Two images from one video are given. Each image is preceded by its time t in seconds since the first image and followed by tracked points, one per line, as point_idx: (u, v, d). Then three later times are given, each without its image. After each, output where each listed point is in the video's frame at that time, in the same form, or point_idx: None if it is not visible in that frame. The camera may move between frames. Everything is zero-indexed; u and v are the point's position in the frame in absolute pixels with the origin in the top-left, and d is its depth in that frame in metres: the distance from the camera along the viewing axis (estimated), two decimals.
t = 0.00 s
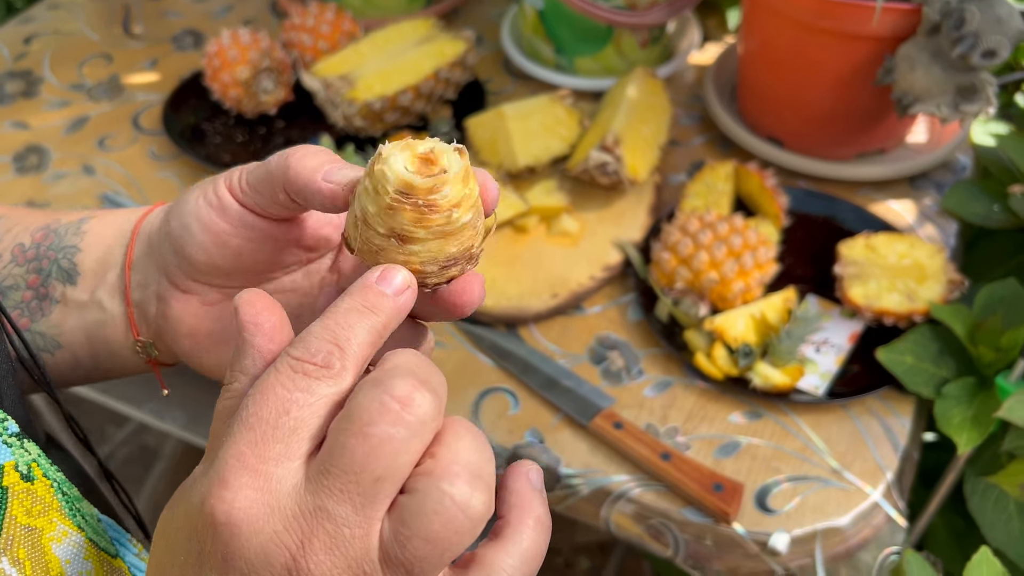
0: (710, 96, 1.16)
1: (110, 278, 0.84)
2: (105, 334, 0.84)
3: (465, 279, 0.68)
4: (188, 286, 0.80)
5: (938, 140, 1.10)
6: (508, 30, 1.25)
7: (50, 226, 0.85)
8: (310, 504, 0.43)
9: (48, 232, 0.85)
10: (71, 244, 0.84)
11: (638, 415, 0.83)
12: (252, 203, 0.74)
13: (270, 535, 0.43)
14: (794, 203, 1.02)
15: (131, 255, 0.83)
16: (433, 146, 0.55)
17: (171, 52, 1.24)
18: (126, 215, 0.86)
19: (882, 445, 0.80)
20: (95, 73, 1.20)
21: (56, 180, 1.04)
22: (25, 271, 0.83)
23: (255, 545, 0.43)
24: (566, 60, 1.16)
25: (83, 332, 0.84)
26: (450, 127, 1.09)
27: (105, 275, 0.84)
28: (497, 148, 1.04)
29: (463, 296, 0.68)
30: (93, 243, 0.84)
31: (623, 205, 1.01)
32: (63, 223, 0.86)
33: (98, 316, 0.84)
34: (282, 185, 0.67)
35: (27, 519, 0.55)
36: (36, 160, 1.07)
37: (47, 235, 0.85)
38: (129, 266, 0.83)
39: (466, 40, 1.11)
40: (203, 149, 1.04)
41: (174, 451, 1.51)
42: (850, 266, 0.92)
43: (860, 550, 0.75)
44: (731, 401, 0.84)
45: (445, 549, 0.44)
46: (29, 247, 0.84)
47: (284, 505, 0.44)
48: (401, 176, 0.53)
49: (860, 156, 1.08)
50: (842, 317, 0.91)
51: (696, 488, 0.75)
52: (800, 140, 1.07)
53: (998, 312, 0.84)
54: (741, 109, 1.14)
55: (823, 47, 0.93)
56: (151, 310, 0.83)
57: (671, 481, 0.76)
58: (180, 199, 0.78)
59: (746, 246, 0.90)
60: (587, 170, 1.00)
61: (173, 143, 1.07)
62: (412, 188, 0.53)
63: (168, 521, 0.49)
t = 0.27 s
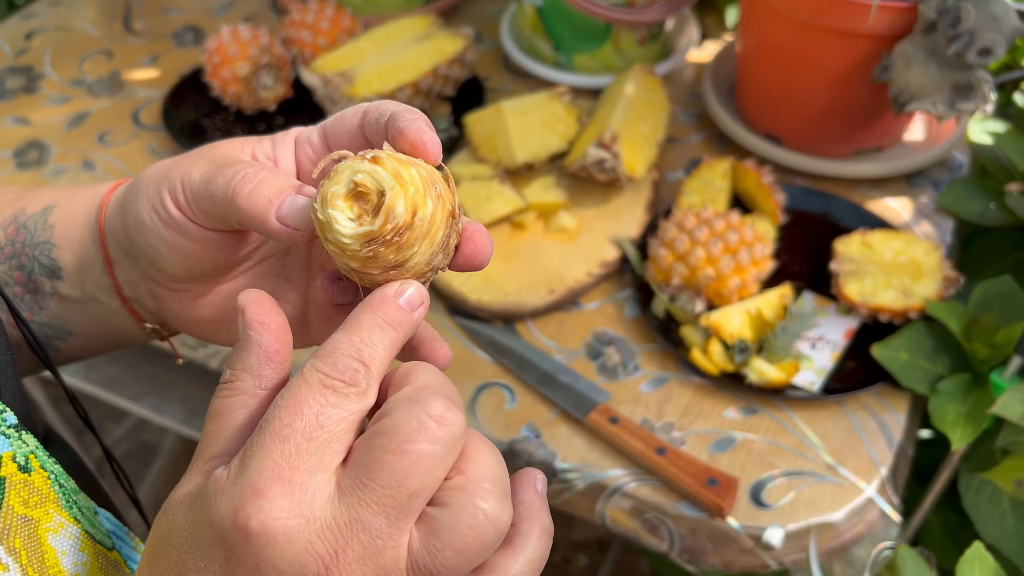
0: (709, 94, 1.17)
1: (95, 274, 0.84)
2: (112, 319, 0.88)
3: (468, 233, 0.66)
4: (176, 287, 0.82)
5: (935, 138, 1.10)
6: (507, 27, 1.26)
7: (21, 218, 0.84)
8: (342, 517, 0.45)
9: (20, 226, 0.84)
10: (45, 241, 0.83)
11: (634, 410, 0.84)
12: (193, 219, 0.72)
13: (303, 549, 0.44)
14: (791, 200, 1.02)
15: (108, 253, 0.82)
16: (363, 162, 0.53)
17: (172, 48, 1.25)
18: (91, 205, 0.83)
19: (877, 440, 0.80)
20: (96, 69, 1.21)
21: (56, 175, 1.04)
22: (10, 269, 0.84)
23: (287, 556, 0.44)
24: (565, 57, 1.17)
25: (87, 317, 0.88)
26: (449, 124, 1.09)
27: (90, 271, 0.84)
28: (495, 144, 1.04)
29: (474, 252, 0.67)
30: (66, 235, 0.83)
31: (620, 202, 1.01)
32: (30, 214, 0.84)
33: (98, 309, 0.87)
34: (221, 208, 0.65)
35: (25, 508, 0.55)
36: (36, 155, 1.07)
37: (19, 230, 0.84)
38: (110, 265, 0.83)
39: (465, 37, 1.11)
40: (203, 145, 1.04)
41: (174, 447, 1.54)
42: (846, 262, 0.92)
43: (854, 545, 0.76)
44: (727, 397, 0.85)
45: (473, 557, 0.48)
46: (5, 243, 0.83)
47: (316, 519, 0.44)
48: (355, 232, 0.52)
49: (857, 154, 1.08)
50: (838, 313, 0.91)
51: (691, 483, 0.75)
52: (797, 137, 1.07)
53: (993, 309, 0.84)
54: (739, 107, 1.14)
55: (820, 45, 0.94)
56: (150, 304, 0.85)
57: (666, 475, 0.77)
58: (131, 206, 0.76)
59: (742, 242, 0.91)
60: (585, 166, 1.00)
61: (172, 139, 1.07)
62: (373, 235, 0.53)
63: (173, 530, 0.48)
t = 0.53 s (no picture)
0: (710, 91, 1.17)
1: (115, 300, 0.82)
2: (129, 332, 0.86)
3: (509, 210, 0.72)
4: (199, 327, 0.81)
5: (937, 136, 1.11)
6: (509, 24, 1.26)
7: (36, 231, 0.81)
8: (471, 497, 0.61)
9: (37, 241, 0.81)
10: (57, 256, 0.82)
11: (634, 406, 0.84)
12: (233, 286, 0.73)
13: (446, 518, 0.58)
14: (792, 197, 1.02)
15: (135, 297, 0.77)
16: (455, 241, 0.59)
17: (175, 44, 1.25)
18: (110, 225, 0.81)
19: (876, 437, 0.80)
20: (99, 65, 1.21)
21: (59, 170, 1.05)
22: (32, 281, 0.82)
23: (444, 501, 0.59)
24: (567, 54, 1.17)
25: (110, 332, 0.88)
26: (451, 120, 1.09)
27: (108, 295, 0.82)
28: (497, 141, 1.04)
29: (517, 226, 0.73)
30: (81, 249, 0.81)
31: (622, 198, 1.01)
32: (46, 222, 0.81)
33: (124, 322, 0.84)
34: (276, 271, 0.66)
35: (37, 482, 0.55)
36: (40, 150, 1.08)
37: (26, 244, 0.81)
38: (151, 312, 0.78)
39: (467, 34, 1.12)
40: (205, 140, 1.04)
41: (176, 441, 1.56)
42: (846, 260, 0.92)
43: (852, 542, 0.76)
44: (727, 393, 0.85)
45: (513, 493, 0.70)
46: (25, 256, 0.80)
47: (460, 494, 0.60)
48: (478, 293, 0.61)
49: (858, 152, 1.08)
50: (839, 310, 0.92)
51: (691, 479, 0.75)
52: (799, 134, 1.07)
53: (994, 307, 0.84)
54: (740, 104, 1.14)
55: (822, 42, 0.94)
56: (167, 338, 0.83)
57: (666, 471, 0.77)
58: (159, 264, 0.73)
59: (744, 239, 0.91)
60: (587, 163, 1.00)
61: (175, 135, 1.08)
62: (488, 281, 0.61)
63: (302, 532, 0.51)
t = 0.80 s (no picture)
0: (714, 88, 1.17)
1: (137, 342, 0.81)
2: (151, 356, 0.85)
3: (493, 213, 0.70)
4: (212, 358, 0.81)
5: (939, 134, 1.11)
6: (513, 21, 1.26)
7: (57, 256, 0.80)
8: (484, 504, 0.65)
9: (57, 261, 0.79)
10: (72, 297, 0.80)
11: (635, 402, 0.84)
12: (272, 354, 0.74)
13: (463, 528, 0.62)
14: (795, 194, 1.02)
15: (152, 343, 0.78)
16: (502, 303, 0.61)
17: (181, 39, 1.26)
18: (122, 265, 0.78)
19: (876, 433, 0.81)
20: (105, 60, 1.22)
21: (65, 164, 1.06)
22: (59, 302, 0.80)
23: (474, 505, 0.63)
24: (571, 51, 1.17)
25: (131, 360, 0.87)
26: (455, 116, 1.10)
27: (129, 338, 0.81)
28: (501, 137, 1.05)
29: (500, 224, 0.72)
30: (92, 287, 0.79)
31: (625, 195, 1.02)
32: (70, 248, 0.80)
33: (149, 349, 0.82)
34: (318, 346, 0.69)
35: (55, 463, 0.55)
36: (46, 144, 1.08)
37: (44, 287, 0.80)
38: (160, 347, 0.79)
39: (472, 30, 1.12)
40: (211, 135, 1.05)
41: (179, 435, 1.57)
42: (848, 257, 0.93)
43: (852, 538, 0.76)
44: (728, 389, 0.85)
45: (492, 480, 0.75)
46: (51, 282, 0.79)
47: (481, 500, 0.64)
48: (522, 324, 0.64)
49: (860, 150, 1.08)
50: (840, 308, 0.92)
51: (692, 474, 0.76)
52: (801, 132, 1.08)
53: (994, 305, 0.85)
54: (744, 102, 1.14)
55: (824, 40, 0.94)
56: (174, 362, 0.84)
57: (667, 466, 0.77)
58: (183, 328, 0.73)
59: (746, 236, 0.91)
60: (590, 159, 1.01)
61: (181, 129, 1.08)
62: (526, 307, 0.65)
63: (372, 537, 0.54)
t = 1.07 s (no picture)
0: (719, 88, 1.17)
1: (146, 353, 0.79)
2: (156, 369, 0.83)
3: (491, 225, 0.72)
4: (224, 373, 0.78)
5: (945, 135, 1.11)
6: (520, 19, 1.26)
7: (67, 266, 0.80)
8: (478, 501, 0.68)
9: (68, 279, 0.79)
10: (80, 308, 0.79)
11: (639, 401, 0.85)
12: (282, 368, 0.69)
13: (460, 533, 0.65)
14: (800, 194, 1.03)
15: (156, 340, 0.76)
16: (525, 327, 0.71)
17: (188, 36, 1.26)
18: (133, 276, 0.77)
19: (879, 433, 0.81)
20: (113, 56, 1.22)
21: (73, 160, 1.06)
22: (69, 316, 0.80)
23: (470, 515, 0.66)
24: (577, 50, 1.17)
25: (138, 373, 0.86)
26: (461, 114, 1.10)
27: (137, 350, 0.79)
28: (506, 135, 1.05)
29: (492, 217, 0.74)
30: (103, 298, 0.78)
31: (630, 194, 1.02)
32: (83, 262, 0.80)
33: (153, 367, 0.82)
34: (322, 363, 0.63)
35: (67, 462, 0.56)
36: (54, 140, 1.09)
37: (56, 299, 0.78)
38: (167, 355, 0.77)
39: (478, 29, 1.12)
40: (218, 132, 1.06)
41: (185, 430, 1.58)
42: (853, 257, 0.93)
43: (855, 538, 0.76)
44: (732, 388, 0.85)
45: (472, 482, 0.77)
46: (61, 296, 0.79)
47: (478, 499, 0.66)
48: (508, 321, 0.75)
49: (865, 151, 1.08)
50: (844, 308, 0.92)
51: (695, 473, 0.76)
52: (807, 133, 1.08)
53: (999, 306, 0.85)
54: (749, 102, 1.14)
55: (830, 40, 0.94)
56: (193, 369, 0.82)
57: (670, 465, 0.77)
58: (186, 334, 0.69)
59: (750, 236, 0.91)
60: (595, 158, 1.01)
61: (188, 126, 1.09)
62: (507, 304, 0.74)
63: (402, 549, 0.55)
